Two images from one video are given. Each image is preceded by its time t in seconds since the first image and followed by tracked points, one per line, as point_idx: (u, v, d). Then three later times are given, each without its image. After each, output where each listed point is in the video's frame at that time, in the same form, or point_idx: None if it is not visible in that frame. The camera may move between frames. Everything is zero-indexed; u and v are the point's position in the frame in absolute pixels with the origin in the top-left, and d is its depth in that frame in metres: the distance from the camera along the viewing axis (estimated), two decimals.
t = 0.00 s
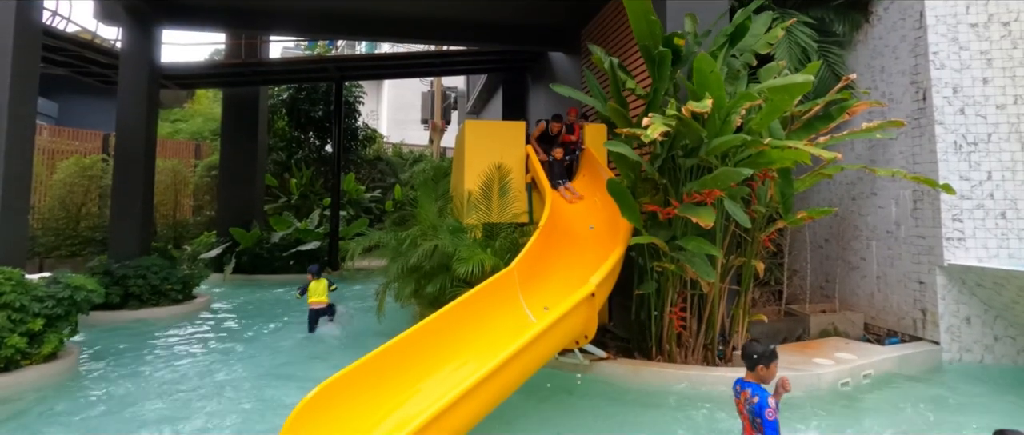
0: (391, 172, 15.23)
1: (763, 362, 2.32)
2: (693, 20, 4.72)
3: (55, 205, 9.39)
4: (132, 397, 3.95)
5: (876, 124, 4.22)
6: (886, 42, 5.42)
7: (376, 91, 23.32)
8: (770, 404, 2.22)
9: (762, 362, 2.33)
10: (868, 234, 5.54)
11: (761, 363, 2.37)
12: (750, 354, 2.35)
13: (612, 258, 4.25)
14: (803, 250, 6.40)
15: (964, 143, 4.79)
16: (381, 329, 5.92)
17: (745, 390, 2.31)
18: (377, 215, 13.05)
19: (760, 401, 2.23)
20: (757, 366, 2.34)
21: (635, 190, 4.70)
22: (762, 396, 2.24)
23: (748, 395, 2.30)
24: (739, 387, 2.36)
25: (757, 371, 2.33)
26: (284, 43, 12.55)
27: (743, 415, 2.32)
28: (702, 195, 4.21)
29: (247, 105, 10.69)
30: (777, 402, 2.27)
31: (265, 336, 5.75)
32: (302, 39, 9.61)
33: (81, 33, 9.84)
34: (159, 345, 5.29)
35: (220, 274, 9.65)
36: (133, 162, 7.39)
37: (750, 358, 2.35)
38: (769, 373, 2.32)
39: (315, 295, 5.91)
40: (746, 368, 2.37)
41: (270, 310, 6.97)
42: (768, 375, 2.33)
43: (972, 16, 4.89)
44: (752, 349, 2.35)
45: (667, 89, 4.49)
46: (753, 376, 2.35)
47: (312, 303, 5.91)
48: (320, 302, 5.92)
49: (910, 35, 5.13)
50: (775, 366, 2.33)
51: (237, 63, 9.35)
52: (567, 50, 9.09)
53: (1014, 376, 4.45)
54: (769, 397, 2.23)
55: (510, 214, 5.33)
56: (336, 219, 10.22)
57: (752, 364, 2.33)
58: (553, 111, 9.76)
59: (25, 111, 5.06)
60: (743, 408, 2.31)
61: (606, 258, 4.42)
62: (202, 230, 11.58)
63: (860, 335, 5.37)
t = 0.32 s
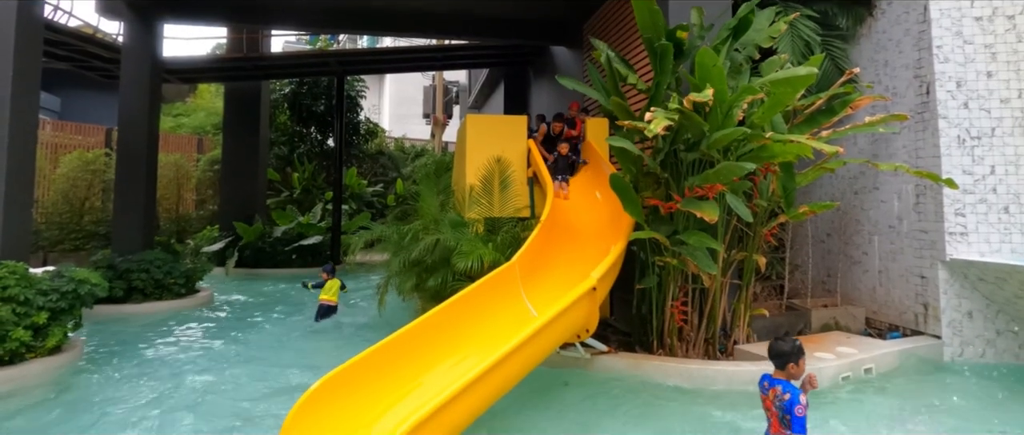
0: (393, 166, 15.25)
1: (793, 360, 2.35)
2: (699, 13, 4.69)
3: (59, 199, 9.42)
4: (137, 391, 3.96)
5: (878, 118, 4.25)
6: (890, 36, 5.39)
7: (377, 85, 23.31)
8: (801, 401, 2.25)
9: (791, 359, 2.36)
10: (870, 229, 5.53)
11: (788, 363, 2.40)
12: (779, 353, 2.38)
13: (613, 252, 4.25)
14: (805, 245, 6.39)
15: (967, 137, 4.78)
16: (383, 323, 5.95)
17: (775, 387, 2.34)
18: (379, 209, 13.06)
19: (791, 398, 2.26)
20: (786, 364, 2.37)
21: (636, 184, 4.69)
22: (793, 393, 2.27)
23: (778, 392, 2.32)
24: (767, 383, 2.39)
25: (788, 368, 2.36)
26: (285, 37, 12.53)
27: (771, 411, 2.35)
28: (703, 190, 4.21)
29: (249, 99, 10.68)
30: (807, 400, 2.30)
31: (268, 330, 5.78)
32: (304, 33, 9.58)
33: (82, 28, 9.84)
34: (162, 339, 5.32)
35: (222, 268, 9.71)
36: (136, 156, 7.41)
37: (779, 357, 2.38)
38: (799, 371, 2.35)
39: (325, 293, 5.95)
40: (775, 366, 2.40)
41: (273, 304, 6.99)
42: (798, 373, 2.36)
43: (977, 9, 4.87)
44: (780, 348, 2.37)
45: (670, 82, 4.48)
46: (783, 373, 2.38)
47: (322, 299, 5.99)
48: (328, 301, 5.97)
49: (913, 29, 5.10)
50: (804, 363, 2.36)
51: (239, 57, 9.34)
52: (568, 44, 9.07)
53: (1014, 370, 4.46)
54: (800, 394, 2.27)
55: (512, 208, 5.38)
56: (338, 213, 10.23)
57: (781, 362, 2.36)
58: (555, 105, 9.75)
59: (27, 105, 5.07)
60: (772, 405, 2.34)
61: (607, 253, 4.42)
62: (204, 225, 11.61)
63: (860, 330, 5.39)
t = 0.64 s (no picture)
0: (397, 157, 15.27)
1: (854, 357, 2.25)
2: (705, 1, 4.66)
3: (65, 191, 9.48)
4: (143, 380, 3.99)
5: (883, 108, 4.24)
6: (897, 26, 5.34)
7: (381, 77, 23.27)
8: (861, 398, 2.15)
9: (852, 357, 2.25)
10: (875, 220, 5.51)
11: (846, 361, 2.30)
12: (840, 348, 2.27)
13: (616, 242, 4.26)
14: (809, 236, 6.36)
15: (974, 127, 4.75)
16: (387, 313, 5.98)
17: (833, 380, 2.23)
18: (383, 200, 13.08)
19: (851, 394, 2.16)
20: (847, 360, 2.26)
21: (640, 175, 4.69)
22: (853, 388, 2.17)
23: (835, 386, 2.22)
24: (823, 376, 2.27)
25: (849, 365, 2.25)
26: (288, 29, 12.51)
27: (823, 405, 2.25)
28: (707, 181, 4.21)
29: (253, 90, 10.68)
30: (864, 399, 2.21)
31: (273, 320, 5.81)
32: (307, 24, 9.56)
33: (86, 19, 9.85)
34: (168, 328, 5.37)
35: (228, 259, 9.77)
36: (140, 147, 7.43)
37: (841, 352, 2.27)
38: (858, 369, 2.26)
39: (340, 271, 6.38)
40: (834, 360, 2.28)
41: (279, 294, 7.03)
42: (857, 371, 2.26)
43: None
44: (842, 343, 2.27)
45: (674, 73, 4.45)
46: (841, 369, 2.27)
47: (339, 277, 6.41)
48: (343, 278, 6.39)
49: (921, 19, 5.05)
50: (863, 362, 2.27)
51: (243, 49, 9.33)
52: (572, 34, 9.04)
53: (1018, 361, 4.45)
54: (859, 391, 2.17)
55: (515, 198, 5.41)
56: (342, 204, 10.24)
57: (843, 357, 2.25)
58: (559, 96, 9.72)
59: (32, 97, 5.09)
60: (826, 398, 2.23)
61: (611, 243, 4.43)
62: (209, 216, 11.68)
63: (864, 321, 5.36)
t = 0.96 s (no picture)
0: (403, 146, 15.26)
1: (894, 335, 2.28)
2: None
3: (76, 178, 9.57)
4: (155, 364, 4.05)
5: (894, 94, 4.25)
6: (909, 11, 5.25)
7: (387, 65, 23.22)
8: (899, 376, 2.20)
9: (893, 335, 2.28)
10: (883, 208, 5.47)
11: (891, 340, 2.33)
12: (881, 326, 2.31)
13: (623, 229, 4.26)
14: (816, 224, 6.31)
15: (986, 114, 4.70)
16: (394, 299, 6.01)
17: (870, 358, 2.30)
18: (390, 188, 13.10)
19: (888, 371, 2.22)
20: (887, 338, 2.30)
21: (648, 162, 4.68)
22: (889, 366, 2.22)
23: (874, 363, 2.29)
24: (863, 354, 2.36)
25: (893, 343, 2.28)
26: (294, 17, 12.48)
27: (862, 381, 2.33)
28: (715, 167, 4.20)
29: (260, 78, 10.69)
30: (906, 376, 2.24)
31: (281, 305, 5.88)
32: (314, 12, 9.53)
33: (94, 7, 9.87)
34: (179, 313, 5.43)
35: (237, 246, 9.85)
36: (149, 135, 7.47)
37: (883, 331, 2.31)
38: (901, 347, 2.27)
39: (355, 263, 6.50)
40: (876, 338, 2.33)
41: (287, 280, 7.08)
42: (901, 349, 2.28)
43: None
44: (882, 321, 2.31)
45: (684, 59, 4.46)
46: (883, 347, 2.31)
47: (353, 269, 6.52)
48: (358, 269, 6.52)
49: (934, 3, 4.97)
50: (907, 340, 2.28)
51: (249, 37, 9.32)
52: (579, 21, 8.96)
53: None
54: (898, 368, 2.22)
55: (522, 185, 5.43)
56: (349, 192, 10.27)
57: (881, 336, 2.29)
58: (565, 83, 9.67)
59: (42, 84, 5.12)
60: (864, 375, 2.31)
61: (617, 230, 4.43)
62: (218, 203, 11.76)
63: (871, 308, 5.34)
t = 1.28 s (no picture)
0: (416, 128, 15.28)
1: (950, 312, 2.38)
2: None
3: (96, 159, 9.74)
4: (179, 338, 4.16)
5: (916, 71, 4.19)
6: None
7: (399, 47, 23.15)
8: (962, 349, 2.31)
9: (947, 311, 2.38)
10: (902, 188, 5.38)
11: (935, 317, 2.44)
12: (934, 304, 2.39)
13: (638, 207, 4.26)
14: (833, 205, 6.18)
15: (1011, 92, 4.58)
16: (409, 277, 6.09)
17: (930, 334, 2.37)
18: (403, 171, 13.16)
19: (953, 346, 2.31)
20: (942, 315, 2.39)
21: (664, 141, 4.66)
22: (953, 340, 2.32)
23: (933, 338, 2.36)
24: (918, 331, 2.41)
25: (946, 319, 2.39)
26: None
27: (918, 358, 2.38)
28: (731, 145, 4.17)
29: (274, 60, 10.71)
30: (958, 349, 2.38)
31: (298, 282, 5.98)
32: None
33: None
34: (200, 289, 5.55)
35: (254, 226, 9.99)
36: (167, 116, 7.55)
37: (936, 309, 2.40)
38: (953, 322, 2.40)
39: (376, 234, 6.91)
40: (930, 316, 2.41)
41: (304, 259, 7.19)
42: (951, 324, 2.40)
43: None
44: (939, 299, 2.38)
45: (701, 37, 4.41)
46: (935, 323, 2.41)
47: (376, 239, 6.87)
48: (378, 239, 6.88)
49: None
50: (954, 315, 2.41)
51: (263, 18, 9.33)
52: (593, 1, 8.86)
53: None
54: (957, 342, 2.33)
55: (535, 166, 5.39)
56: (363, 174, 10.33)
57: (941, 313, 2.37)
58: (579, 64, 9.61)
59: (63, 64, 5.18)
60: (924, 351, 2.36)
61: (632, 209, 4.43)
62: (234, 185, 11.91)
63: (887, 288, 5.30)
